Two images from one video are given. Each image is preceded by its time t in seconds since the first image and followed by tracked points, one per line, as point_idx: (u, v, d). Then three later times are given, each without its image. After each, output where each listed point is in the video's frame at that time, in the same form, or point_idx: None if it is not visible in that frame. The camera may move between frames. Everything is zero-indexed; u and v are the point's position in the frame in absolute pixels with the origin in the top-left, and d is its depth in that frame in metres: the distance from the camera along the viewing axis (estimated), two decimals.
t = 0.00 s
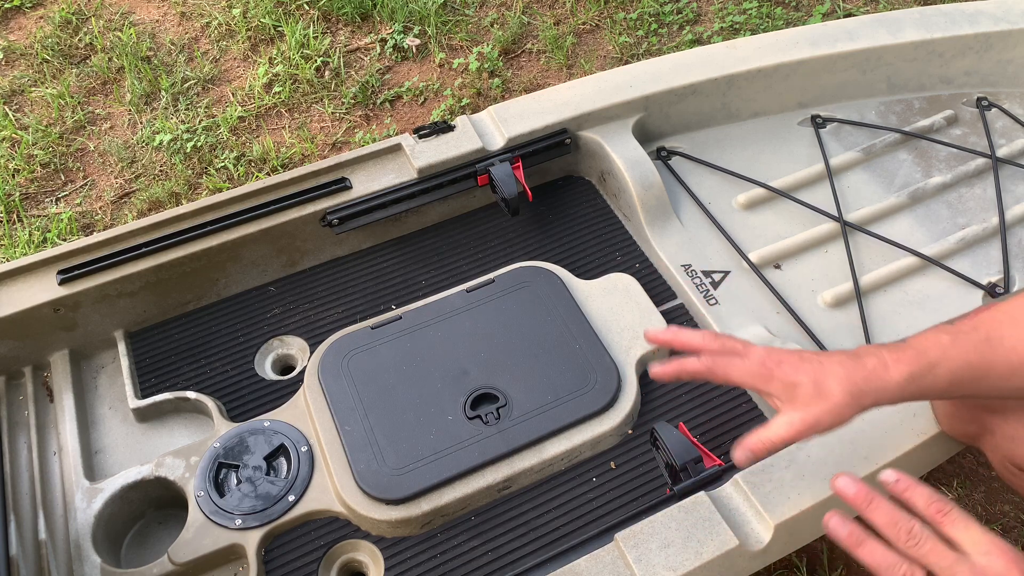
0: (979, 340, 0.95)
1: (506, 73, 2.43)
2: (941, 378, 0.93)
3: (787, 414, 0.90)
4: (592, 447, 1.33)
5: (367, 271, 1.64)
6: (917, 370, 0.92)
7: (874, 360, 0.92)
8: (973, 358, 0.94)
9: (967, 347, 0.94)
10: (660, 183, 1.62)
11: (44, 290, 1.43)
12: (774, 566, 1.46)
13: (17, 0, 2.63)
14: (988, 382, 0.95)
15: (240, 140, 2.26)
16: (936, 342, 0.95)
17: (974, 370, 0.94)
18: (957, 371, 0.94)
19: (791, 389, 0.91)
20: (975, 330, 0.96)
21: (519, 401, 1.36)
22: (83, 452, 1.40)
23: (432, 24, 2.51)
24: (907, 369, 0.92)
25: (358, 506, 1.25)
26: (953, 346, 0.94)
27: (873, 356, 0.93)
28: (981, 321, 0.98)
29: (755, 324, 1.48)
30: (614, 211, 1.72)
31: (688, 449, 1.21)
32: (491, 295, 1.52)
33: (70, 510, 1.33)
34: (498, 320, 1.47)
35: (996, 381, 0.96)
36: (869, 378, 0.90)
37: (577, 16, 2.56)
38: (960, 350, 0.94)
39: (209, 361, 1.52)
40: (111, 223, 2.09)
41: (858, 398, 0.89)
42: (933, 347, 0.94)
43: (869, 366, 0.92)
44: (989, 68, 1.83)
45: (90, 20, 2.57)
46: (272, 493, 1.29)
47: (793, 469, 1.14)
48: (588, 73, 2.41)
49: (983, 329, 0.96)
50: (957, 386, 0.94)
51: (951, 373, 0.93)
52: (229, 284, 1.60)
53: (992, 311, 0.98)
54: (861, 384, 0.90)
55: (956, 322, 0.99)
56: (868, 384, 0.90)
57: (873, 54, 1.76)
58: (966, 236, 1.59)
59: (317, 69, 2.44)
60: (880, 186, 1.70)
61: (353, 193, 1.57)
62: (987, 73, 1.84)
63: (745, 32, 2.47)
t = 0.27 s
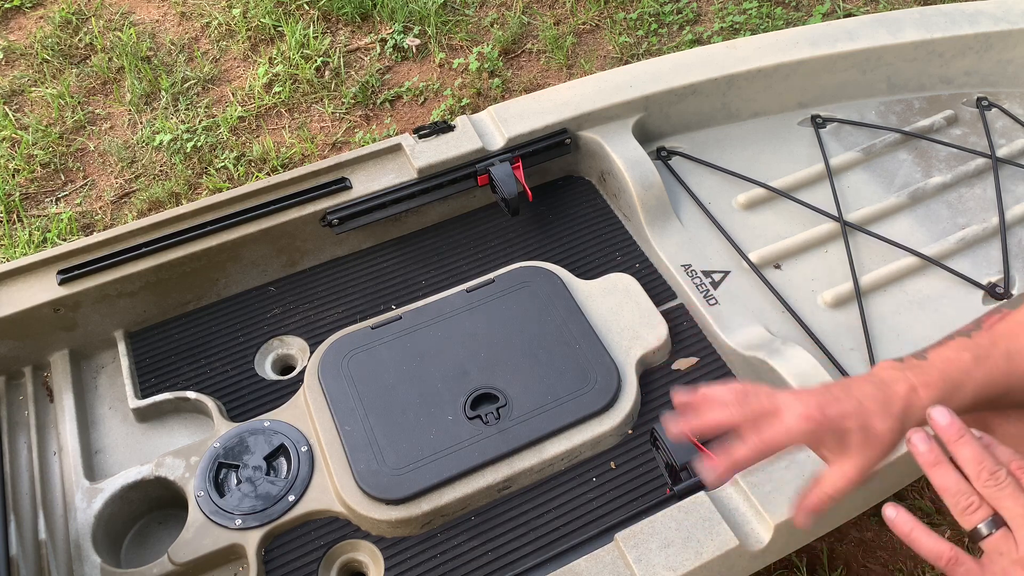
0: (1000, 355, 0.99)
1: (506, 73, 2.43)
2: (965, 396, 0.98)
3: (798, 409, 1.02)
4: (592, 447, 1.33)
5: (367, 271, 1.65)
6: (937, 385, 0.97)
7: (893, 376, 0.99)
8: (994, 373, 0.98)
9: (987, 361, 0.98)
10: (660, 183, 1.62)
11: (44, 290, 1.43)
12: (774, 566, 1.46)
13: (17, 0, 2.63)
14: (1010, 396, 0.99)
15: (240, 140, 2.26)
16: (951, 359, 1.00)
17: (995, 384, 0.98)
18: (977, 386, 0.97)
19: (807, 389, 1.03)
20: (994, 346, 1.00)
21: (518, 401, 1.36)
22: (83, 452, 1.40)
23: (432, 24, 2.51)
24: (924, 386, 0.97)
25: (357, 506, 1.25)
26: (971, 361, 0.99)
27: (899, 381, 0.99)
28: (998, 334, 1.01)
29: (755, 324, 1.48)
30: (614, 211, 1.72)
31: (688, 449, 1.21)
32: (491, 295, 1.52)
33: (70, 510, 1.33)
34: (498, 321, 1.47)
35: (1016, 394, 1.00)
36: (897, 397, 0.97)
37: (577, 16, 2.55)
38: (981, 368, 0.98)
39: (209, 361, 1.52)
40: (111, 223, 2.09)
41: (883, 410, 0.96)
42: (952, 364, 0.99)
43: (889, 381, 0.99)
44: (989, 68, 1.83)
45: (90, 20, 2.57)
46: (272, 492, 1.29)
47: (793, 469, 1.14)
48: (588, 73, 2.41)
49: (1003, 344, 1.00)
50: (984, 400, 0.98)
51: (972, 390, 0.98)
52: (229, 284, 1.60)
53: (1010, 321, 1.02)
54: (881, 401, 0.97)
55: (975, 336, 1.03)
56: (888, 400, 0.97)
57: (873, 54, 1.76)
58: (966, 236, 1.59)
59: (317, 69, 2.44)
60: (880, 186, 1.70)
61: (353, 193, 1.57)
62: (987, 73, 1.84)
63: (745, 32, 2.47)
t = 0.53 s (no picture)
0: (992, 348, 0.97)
1: (506, 73, 2.43)
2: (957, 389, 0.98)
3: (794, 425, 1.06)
4: (592, 447, 1.33)
5: (367, 271, 1.64)
6: (926, 381, 0.97)
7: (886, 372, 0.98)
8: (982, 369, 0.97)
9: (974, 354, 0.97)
10: (660, 183, 1.62)
11: (44, 290, 1.43)
12: (774, 566, 1.45)
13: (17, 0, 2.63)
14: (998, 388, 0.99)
15: (240, 140, 2.26)
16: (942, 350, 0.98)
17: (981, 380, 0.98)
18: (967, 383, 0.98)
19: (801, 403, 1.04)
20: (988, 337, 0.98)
21: (519, 402, 1.36)
22: (83, 452, 1.40)
23: (432, 24, 2.51)
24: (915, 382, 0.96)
25: (358, 506, 1.25)
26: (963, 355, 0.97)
27: (887, 369, 0.98)
28: (989, 326, 0.99)
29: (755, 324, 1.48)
30: (614, 211, 1.72)
31: (688, 449, 1.21)
32: (491, 295, 1.52)
33: (70, 510, 1.33)
34: (498, 321, 1.47)
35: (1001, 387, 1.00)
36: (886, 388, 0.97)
37: (577, 16, 2.55)
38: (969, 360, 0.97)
39: (209, 361, 1.52)
40: (111, 223, 2.09)
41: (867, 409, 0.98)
42: (945, 356, 0.97)
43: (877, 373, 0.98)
44: (989, 68, 1.83)
45: (90, 20, 2.57)
46: (272, 492, 1.29)
47: (793, 469, 1.14)
48: (588, 73, 2.41)
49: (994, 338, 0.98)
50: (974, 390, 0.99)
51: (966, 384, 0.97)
52: (229, 284, 1.60)
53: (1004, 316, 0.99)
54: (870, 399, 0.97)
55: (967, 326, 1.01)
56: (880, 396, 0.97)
57: (873, 54, 1.76)
58: (966, 236, 1.59)
59: (317, 69, 2.44)
60: (880, 186, 1.70)
61: (353, 193, 1.57)
62: (987, 73, 1.84)
63: (745, 32, 2.47)
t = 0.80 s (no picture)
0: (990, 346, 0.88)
1: (506, 73, 2.43)
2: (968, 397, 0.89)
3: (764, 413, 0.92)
4: (592, 447, 1.33)
5: (367, 271, 1.64)
6: (906, 380, 0.88)
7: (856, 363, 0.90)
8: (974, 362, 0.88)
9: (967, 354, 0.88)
10: (660, 183, 1.62)
11: (44, 290, 1.43)
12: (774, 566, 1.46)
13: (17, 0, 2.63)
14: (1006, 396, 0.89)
15: (240, 140, 2.26)
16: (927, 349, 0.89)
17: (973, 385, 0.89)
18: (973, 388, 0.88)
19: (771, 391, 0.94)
20: None
21: (519, 401, 1.36)
22: (83, 452, 1.40)
23: (432, 24, 2.51)
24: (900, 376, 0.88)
25: (358, 505, 1.25)
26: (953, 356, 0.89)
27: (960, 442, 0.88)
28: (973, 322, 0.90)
29: (755, 323, 1.48)
30: (614, 211, 1.72)
31: (688, 449, 1.21)
32: (491, 295, 1.52)
33: (70, 510, 1.33)
34: (498, 320, 1.47)
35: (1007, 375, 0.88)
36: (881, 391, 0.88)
37: (577, 16, 2.55)
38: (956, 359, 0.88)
39: (209, 361, 1.52)
40: (111, 223, 2.09)
41: (838, 404, 0.89)
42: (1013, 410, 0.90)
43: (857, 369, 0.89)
44: (989, 68, 1.83)
45: (90, 20, 2.57)
46: (272, 493, 1.29)
47: (793, 469, 1.14)
48: (588, 73, 2.41)
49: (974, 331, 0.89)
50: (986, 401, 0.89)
51: None
52: (229, 284, 1.60)
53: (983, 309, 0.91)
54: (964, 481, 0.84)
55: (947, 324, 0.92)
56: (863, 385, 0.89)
57: (873, 54, 1.76)
58: (966, 236, 1.59)
59: (317, 69, 2.44)
60: (880, 186, 1.70)
61: (353, 193, 1.57)
62: (987, 73, 1.84)
63: (746, 32, 2.47)
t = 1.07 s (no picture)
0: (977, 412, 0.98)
1: (506, 73, 2.43)
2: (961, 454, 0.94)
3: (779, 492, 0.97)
4: (592, 447, 1.33)
5: (367, 271, 1.64)
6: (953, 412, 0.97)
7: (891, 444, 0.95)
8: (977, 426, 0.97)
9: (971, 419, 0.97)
10: (660, 183, 1.62)
11: (44, 290, 1.43)
12: (774, 566, 1.46)
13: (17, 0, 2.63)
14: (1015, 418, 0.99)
15: (240, 140, 2.26)
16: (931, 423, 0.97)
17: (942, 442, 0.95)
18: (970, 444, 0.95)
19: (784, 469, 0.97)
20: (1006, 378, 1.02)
21: (519, 401, 1.36)
22: (83, 452, 1.40)
23: (432, 24, 2.51)
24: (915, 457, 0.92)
25: (358, 506, 1.25)
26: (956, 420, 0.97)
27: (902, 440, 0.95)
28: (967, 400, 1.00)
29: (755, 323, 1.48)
30: (614, 211, 1.72)
31: (688, 449, 1.20)
32: (491, 295, 1.52)
33: (70, 510, 1.33)
34: (498, 321, 1.47)
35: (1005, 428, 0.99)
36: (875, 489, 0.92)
37: (577, 16, 2.55)
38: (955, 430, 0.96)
39: (209, 361, 1.52)
40: (111, 223, 2.09)
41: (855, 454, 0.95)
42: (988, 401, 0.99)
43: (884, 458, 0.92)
44: (989, 68, 1.83)
45: (90, 20, 2.57)
46: (272, 493, 1.29)
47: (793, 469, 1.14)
48: (588, 73, 2.41)
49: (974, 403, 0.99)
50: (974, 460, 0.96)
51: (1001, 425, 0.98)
52: (229, 284, 1.60)
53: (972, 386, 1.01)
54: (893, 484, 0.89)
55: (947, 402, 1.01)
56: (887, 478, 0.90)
57: (873, 54, 1.76)
58: (966, 236, 1.59)
59: (317, 69, 2.44)
60: (880, 186, 1.70)
61: (353, 193, 1.57)
62: (987, 73, 1.84)
63: (745, 32, 2.47)
